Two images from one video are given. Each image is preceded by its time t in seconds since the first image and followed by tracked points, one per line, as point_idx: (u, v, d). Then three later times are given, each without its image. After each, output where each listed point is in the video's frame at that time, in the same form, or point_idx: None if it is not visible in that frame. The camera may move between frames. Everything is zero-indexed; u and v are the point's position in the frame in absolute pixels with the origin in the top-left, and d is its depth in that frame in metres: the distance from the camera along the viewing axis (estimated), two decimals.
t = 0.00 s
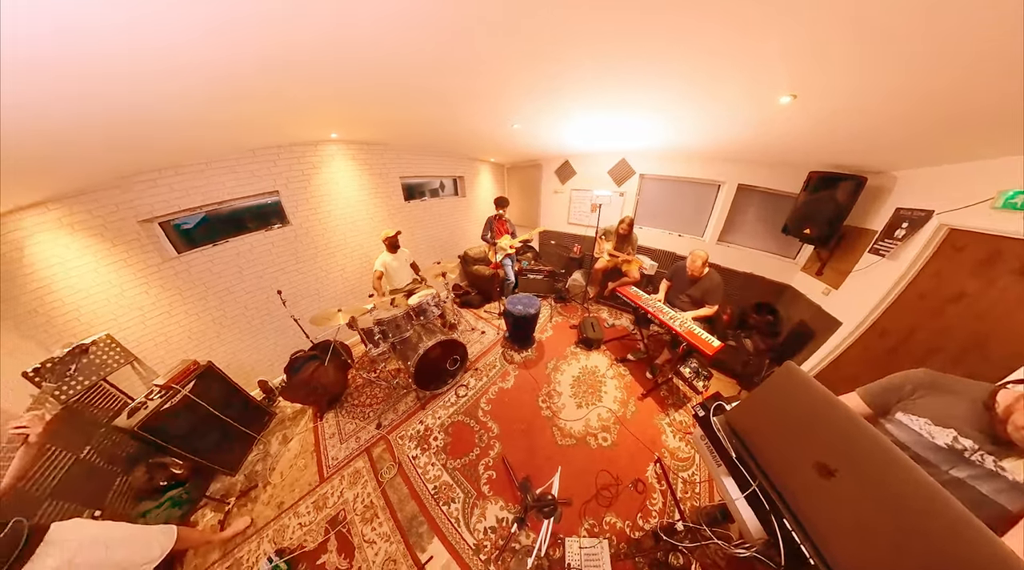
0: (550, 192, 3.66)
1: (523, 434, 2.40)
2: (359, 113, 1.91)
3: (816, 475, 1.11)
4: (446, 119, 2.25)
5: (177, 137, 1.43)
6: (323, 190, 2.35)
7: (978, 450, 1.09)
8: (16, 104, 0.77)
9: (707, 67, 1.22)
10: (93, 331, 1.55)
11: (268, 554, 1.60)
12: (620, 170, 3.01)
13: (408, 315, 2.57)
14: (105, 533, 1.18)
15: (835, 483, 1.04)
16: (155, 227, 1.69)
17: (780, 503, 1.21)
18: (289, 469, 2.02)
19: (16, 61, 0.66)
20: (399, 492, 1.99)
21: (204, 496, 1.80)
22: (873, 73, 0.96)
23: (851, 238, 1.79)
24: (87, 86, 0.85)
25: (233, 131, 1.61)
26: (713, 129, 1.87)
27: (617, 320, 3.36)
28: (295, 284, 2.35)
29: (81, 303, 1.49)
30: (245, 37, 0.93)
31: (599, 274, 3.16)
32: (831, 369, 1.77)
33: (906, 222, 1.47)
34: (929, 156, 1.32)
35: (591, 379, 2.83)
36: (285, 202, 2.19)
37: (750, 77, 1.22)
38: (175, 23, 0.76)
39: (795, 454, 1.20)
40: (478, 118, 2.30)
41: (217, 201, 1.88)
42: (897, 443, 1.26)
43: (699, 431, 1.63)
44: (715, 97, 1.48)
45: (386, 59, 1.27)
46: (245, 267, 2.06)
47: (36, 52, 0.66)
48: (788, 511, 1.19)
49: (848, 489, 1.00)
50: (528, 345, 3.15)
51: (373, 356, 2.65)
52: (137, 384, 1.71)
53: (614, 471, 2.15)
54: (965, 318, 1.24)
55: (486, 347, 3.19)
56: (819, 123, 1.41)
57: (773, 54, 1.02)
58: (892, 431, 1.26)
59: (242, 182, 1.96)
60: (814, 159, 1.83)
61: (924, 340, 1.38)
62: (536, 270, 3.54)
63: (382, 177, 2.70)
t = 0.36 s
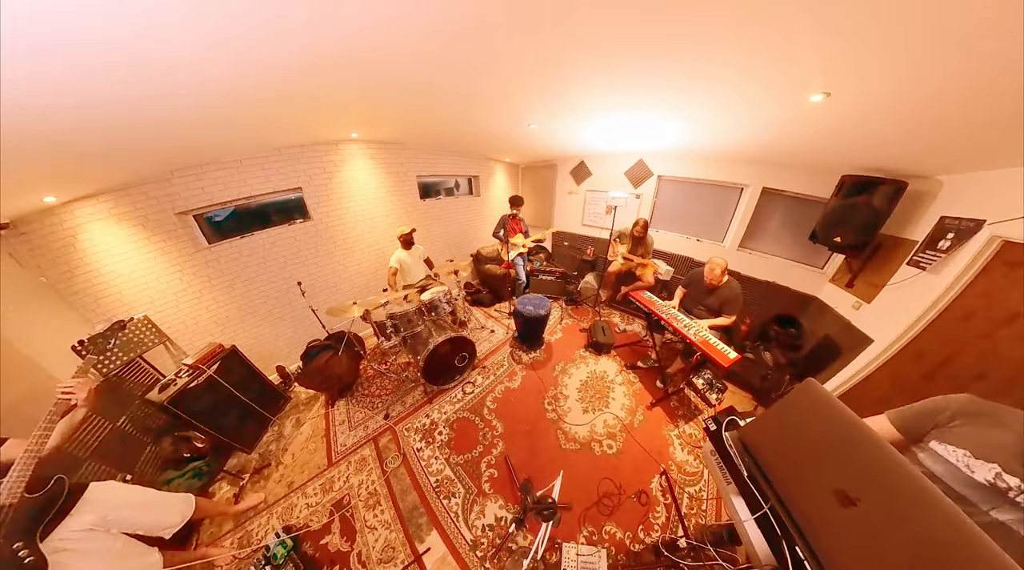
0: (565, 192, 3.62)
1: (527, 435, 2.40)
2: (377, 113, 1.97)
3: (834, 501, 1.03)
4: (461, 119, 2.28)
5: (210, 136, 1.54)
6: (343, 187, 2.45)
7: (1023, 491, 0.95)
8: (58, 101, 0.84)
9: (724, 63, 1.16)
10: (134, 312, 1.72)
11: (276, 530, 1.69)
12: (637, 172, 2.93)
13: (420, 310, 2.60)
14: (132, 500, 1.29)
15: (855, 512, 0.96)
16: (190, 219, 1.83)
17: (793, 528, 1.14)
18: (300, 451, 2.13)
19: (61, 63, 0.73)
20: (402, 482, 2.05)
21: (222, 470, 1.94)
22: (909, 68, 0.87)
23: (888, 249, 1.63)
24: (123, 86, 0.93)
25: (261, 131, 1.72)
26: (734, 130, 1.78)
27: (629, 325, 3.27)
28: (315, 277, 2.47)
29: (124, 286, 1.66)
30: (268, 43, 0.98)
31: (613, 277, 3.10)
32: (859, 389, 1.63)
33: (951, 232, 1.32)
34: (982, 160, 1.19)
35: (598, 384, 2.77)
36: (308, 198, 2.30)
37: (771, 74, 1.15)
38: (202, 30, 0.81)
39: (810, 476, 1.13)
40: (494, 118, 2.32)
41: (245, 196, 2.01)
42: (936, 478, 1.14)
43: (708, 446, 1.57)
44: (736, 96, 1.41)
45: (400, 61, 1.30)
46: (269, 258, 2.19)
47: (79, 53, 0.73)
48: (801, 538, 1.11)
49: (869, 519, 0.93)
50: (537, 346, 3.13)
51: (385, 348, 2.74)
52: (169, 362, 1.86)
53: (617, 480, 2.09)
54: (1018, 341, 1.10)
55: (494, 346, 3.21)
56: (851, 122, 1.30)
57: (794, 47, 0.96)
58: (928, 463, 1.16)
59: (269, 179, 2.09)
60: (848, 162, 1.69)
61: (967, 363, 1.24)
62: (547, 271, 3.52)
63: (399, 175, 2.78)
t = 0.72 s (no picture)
0: (579, 194, 3.57)
1: (530, 436, 2.39)
2: (394, 113, 2.03)
3: (855, 536, 0.95)
4: (476, 119, 2.31)
5: (240, 135, 1.66)
6: (362, 185, 2.55)
7: None
8: (105, 103, 0.93)
9: (744, 58, 1.09)
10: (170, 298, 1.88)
11: (285, 508, 1.79)
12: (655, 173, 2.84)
13: (432, 307, 2.67)
14: (159, 467, 1.42)
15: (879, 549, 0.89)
16: (221, 213, 1.99)
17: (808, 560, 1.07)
18: (312, 435, 2.24)
19: (106, 69, 0.80)
20: (406, 473, 2.11)
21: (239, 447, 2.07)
22: (950, 64, 0.79)
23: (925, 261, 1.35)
24: (160, 88, 1.01)
25: (286, 130, 1.82)
26: (758, 131, 1.68)
27: (641, 331, 3.17)
28: (333, 270, 2.59)
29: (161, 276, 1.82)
30: (289, 47, 1.03)
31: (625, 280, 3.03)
32: (889, 414, 1.49)
33: (1003, 245, 1.06)
34: None
35: (606, 389, 2.72)
36: (329, 195, 2.41)
37: (796, 69, 1.07)
38: (227, 36, 0.87)
39: (828, 506, 1.05)
40: (509, 118, 2.32)
41: (270, 192, 2.14)
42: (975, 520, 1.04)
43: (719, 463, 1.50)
44: (759, 93, 1.33)
45: (412, 62, 1.33)
46: (292, 251, 2.33)
47: (121, 60, 0.80)
48: None
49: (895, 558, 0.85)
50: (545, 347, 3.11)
51: (397, 342, 2.82)
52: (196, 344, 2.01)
53: (619, 489, 2.04)
54: None
55: (503, 346, 3.22)
56: (887, 122, 1.20)
57: (820, 40, 0.88)
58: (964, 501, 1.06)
59: (293, 176, 2.21)
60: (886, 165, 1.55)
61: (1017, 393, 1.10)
62: (559, 272, 3.48)
63: (416, 174, 2.84)
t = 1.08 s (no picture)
0: (593, 195, 3.52)
1: (534, 438, 2.38)
2: (409, 113, 2.07)
3: None
4: (489, 119, 2.32)
5: (264, 134, 1.75)
6: (378, 183, 2.63)
7: None
8: (126, 98, 0.99)
9: (764, 53, 1.04)
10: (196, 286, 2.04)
11: (294, 489, 1.89)
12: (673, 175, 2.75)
13: (443, 304, 2.72)
14: (184, 442, 1.54)
15: None
16: (246, 208, 2.12)
17: None
18: (322, 422, 2.34)
19: (127, 66, 0.85)
20: (409, 465, 2.16)
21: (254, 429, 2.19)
22: (991, 55, 0.71)
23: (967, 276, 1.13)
24: (183, 87, 1.07)
25: (307, 130, 1.91)
26: (781, 132, 1.59)
27: (653, 338, 3.08)
28: (349, 265, 2.69)
29: (189, 267, 1.96)
30: (304, 48, 1.08)
31: (638, 285, 2.98)
32: (920, 439, 1.37)
33: None
34: None
35: (613, 395, 2.66)
36: (346, 192, 2.50)
37: (823, 63, 1.00)
38: (242, 37, 0.91)
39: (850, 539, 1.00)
40: (522, 118, 2.33)
41: (292, 188, 2.25)
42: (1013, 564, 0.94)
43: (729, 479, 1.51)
44: (782, 91, 1.25)
45: (423, 62, 1.35)
46: (310, 245, 2.44)
47: (143, 58, 0.85)
48: None
49: None
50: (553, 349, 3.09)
51: (407, 337, 2.89)
52: (220, 330, 2.14)
53: (621, 499, 1.99)
54: None
55: (511, 345, 3.23)
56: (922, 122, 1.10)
57: (847, 31, 0.82)
58: (1002, 543, 0.96)
59: (314, 174, 2.31)
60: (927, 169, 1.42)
61: None
62: (571, 274, 3.44)
63: (430, 173, 2.90)
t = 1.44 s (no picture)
0: (609, 196, 3.44)
1: (538, 440, 2.37)
2: (426, 113, 2.12)
3: None
4: (504, 119, 2.33)
5: (290, 133, 1.85)
6: (395, 181, 2.71)
7: None
8: (161, 100, 1.08)
9: (789, 48, 0.96)
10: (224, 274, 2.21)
11: (304, 471, 1.99)
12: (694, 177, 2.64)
13: (454, 301, 2.77)
14: (204, 420, 1.68)
15: None
16: (271, 203, 2.26)
17: None
18: (334, 409, 2.45)
19: (158, 69, 0.92)
20: (412, 457, 2.22)
21: (270, 411, 2.33)
22: None
23: None
24: (210, 90, 1.16)
25: (330, 129, 2.00)
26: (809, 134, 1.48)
27: (665, 345, 2.97)
28: (365, 260, 2.80)
29: (218, 256, 2.12)
30: (325, 51, 1.12)
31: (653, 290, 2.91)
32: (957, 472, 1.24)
33: None
34: None
35: (621, 402, 2.59)
36: (365, 190, 2.60)
37: (853, 60, 0.92)
38: (268, 41, 0.97)
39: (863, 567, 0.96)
40: (538, 119, 2.32)
41: (314, 185, 2.36)
42: None
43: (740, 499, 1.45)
44: (809, 90, 1.17)
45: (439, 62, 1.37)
46: (330, 240, 2.56)
47: (172, 62, 0.92)
48: None
49: None
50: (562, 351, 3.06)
51: (418, 331, 2.97)
52: (244, 316, 2.29)
53: (623, 509, 1.93)
54: None
55: (519, 345, 3.23)
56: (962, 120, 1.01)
57: (879, 26, 0.75)
58: None
59: (335, 171, 2.42)
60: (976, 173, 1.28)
61: None
62: (583, 276, 3.39)
63: (446, 172, 2.95)
